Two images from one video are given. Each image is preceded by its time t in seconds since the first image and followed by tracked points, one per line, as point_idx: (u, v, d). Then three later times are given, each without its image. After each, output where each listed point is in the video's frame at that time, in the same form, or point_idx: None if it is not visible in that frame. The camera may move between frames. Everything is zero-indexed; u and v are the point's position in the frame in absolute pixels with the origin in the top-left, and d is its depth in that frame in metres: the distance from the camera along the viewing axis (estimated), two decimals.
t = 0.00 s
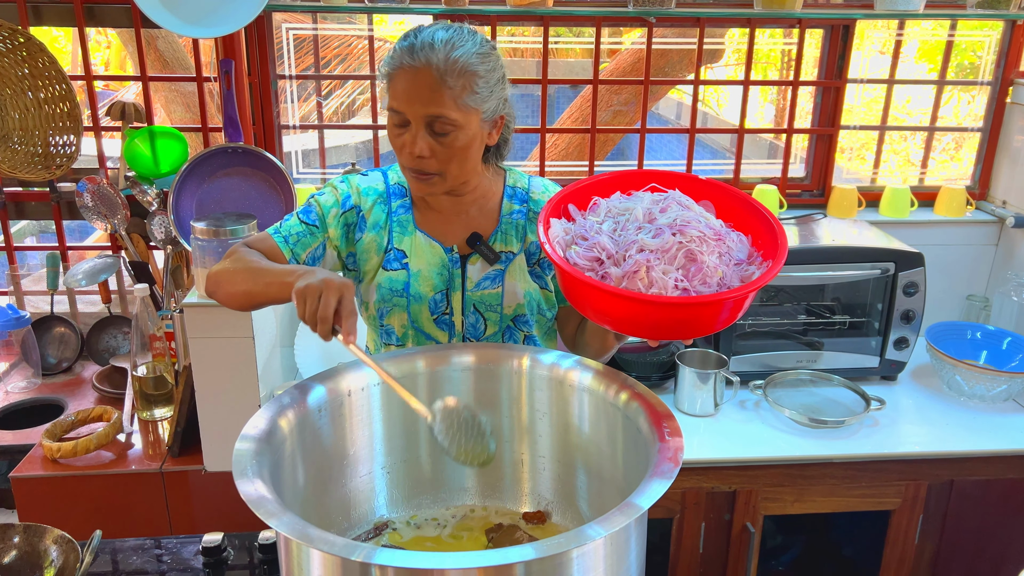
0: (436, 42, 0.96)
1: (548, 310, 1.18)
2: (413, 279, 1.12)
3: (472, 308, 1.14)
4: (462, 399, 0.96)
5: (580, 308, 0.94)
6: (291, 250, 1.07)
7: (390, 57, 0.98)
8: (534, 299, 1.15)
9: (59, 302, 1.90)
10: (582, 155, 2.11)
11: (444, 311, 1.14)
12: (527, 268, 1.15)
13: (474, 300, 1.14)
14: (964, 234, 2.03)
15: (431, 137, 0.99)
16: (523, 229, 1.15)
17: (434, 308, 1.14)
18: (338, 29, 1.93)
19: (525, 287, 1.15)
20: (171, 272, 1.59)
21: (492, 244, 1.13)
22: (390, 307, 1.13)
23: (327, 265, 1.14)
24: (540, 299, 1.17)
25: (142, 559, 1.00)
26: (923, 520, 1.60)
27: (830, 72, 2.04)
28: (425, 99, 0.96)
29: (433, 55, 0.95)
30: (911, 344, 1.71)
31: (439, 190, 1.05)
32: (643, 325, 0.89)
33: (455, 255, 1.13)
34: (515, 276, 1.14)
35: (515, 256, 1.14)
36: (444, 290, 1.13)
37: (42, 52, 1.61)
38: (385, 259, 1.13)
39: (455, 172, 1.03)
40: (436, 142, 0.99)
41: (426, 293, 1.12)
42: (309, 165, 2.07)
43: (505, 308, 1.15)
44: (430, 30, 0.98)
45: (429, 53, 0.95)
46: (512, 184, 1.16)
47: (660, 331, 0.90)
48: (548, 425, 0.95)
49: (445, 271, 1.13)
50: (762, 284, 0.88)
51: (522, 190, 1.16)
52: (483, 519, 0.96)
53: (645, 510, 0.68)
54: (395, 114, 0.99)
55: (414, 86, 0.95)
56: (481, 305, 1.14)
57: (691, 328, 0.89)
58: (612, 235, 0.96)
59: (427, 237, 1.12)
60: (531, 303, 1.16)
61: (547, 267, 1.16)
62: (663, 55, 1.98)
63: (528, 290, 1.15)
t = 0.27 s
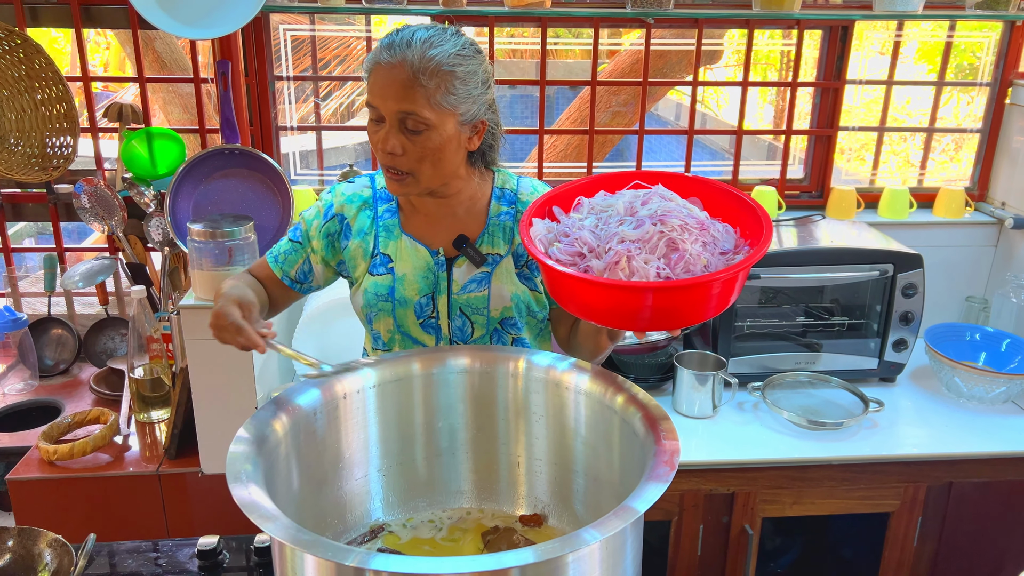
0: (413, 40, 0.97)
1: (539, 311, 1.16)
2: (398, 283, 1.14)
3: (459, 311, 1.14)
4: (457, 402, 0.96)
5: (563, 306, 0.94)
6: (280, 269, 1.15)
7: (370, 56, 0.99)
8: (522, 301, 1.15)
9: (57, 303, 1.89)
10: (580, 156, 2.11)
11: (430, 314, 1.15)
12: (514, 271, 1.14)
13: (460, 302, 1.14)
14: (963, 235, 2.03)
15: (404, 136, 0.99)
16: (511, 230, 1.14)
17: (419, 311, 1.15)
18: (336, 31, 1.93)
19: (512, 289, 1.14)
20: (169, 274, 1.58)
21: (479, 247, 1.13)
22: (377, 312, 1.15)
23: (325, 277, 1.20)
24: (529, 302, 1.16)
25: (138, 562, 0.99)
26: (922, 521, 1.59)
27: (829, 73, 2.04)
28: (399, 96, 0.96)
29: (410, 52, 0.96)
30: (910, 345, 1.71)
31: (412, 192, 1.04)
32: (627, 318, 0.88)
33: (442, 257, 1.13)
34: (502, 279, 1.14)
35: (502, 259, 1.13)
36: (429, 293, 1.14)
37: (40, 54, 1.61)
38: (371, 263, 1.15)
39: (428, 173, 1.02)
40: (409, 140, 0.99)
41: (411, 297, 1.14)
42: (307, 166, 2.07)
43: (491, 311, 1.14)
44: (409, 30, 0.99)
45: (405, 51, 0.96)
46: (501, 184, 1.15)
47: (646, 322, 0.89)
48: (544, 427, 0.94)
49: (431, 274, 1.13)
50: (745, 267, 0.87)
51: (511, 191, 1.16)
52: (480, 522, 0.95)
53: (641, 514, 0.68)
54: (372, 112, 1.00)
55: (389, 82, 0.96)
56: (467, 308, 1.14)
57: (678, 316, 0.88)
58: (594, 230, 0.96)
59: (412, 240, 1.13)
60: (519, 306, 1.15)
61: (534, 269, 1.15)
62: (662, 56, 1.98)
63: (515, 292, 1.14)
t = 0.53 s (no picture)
0: (410, 35, 0.98)
1: (528, 311, 1.16)
2: (385, 286, 1.14)
3: (447, 313, 1.14)
4: (452, 402, 0.96)
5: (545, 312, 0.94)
6: (283, 289, 1.17)
7: (364, 55, 0.98)
8: (510, 302, 1.14)
9: (55, 303, 1.89)
10: (579, 156, 2.11)
11: (418, 317, 1.15)
12: (502, 271, 1.13)
13: (447, 304, 1.13)
14: (961, 236, 2.03)
15: (410, 129, 0.98)
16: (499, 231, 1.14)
17: (407, 314, 1.14)
18: (334, 31, 1.93)
19: (499, 290, 1.13)
20: (165, 275, 1.60)
21: (466, 248, 1.13)
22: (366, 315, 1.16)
23: (331, 288, 1.21)
24: (517, 302, 1.15)
25: (134, 562, 0.99)
26: (920, 522, 1.59)
27: (827, 74, 2.04)
28: (403, 88, 0.96)
29: (409, 46, 0.97)
30: (908, 345, 1.70)
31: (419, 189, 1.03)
32: (608, 325, 0.88)
33: (429, 259, 1.13)
34: (489, 280, 1.13)
35: (489, 259, 1.13)
36: (416, 296, 1.14)
37: (37, 54, 1.62)
38: (360, 267, 1.15)
39: (433, 167, 1.02)
40: (415, 134, 0.99)
41: (398, 300, 1.14)
42: (305, 167, 2.07)
43: (479, 312, 1.14)
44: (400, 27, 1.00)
45: (404, 46, 0.97)
46: (488, 185, 1.15)
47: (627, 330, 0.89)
48: (540, 427, 0.94)
49: (418, 276, 1.13)
50: (726, 272, 0.87)
51: (498, 191, 1.16)
52: (475, 522, 0.95)
53: (636, 514, 0.68)
54: (371, 111, 0.99)
55: (391, 78, 0.96)
56: (455, 310, 1.14)
57: (660, 322, 0.88)
58: (575, 235, 0.96)
59: (399, 243, 1.13)
60: (507, 306, 1.14)
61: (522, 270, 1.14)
62: (660, 57, 1.98)
63: (502, 293, 1.13)
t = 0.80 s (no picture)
0: (427, 32, 1.00)
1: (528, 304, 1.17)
2: (386, 285, 1.14)
3: (448, 310, 1.14)
4: (455, 398, 0.96)
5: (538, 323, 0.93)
6: (285, 296, 1.14)
7: (381, 52, 0.99)
8: (510, 297, 1.15)
9: (58, 301, 1.90)
10: (581, 154, 2.11)
11: (419, 315, 1.16)
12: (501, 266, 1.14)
13: (449, 302, 1.14)
14: (963, 234, 2.03)
15: (436, 125, 1.01)
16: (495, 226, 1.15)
17: (408, 313, 1.15)
18: (336, 29, 1.93)
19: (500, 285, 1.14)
20: (168, 271, 1.59)
21: (465, 244, 1.14)
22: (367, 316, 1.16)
23: (329, 291, 1.19)
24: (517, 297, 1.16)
25: (137, 557, 1.00)
26: (921, 520, 1.59)
27: (829, 72, 2.04)
28: (429, 85, 0.99)
29: (430, 43, 0.99)
30: (909, 344, 1.71)
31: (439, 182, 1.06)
32: (601, 339, 0.88)
33: (428, 257, 1.13)
34: (489, 275, 1.13)
35: (488, 255, 1.14)
36: (417, 294, 1.14)
37: (39, 52, 1.61)
38: (358, 268, 1.15)
39: (454, 161, 1.06)
40: (441, 129, 1.01)
41: (399, 299, 1.14)
42: (307, 165, 2.07)
43: (480, 308, 1.14)
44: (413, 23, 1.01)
45: (425, 42, 0.99)
46: (483, 180, 1.16)
47: (619, 342, 0.89)
48: (542, 423, 0.95)
49: (418, 274, 1.13)
50: (718, 285, 0.87)
51: (493, 186, 1.16)
52: (477, 517, 0.96)
53: (638, 508, 0.68)
54: (393, 108, 1.00)
55: (415, 75, 0.98)
56: (456, 307, 1.14)
57: (652, 335, 0.88)
58: (567, 244, 0.95)
59: (397, 242, 1.14)
60: (508, 301, 1.15)
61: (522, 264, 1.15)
62: (662, 55, 1.98)
63: (503, 288, 1.14)
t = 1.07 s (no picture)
0: (436, 30, 1.00)
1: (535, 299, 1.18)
2: (393, 285, 1.14)
3: (456, 309, 1.15)
4: (459, 394, 0.96)
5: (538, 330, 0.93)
6: (286, 298, 1.13)
7: (390, 51, 0.99)
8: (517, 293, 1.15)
9: (61, 299, 1.90)
10: (583, 152, 2.11)
11: (427, 314, 1.16)
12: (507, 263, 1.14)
13: (456, 300, 1.14)
14: (965, 233, 2.03)
15: (445, 124, 1.01)
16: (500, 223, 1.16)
17: (416, 312, 1.15)
18: (339, 28, 1.93)
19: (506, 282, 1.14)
20: (172, 269, 1.60)
21: (470, 241, 1.14)
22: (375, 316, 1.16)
23: (332, 292, 1.19)
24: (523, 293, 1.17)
25: (142, 553, 1.00)
26: (923, 518, 1.59)
27: (832, 71, 2.04)
28: (439, 84, 0.99)
29: (438, 41, 0.99)
30: (911, 342, 1.71)
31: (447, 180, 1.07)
32: (601, 346, 0.88)
33: (434, 256, 1.13)
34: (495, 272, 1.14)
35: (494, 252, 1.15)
36: (424, 293, 1.14)
37: (44, 50, 1.62)
38: (364, 268, 1.15)
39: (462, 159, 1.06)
40: (450, 128, 1.02)
41: (407, 299, 1.14)
42: (310, 163, 2.08)
43: (488, 305, 1.15)
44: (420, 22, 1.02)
45: (434, 40, 0.99)
46: (486, 177, 1.16)
47: (619, 348, 0.89)
48: (546, 419, 0.95)
49: (425, 273, 1.13)
50: (719, 288, 0.86)
51: (496, 182, 1.17)
52: (482, 513, 0.96)
53: (642, 503, 0.68)
54: (403, 107, 1.00)
55: (424, 73, 0.99)
56: (463, 305, 1.14)
57: (652, 341, 0.88)
58: (566, 249, 0.95)
59: (402, 241, 1.14)
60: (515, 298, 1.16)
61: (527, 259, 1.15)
62: (665, 54, 1.99)
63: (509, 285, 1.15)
